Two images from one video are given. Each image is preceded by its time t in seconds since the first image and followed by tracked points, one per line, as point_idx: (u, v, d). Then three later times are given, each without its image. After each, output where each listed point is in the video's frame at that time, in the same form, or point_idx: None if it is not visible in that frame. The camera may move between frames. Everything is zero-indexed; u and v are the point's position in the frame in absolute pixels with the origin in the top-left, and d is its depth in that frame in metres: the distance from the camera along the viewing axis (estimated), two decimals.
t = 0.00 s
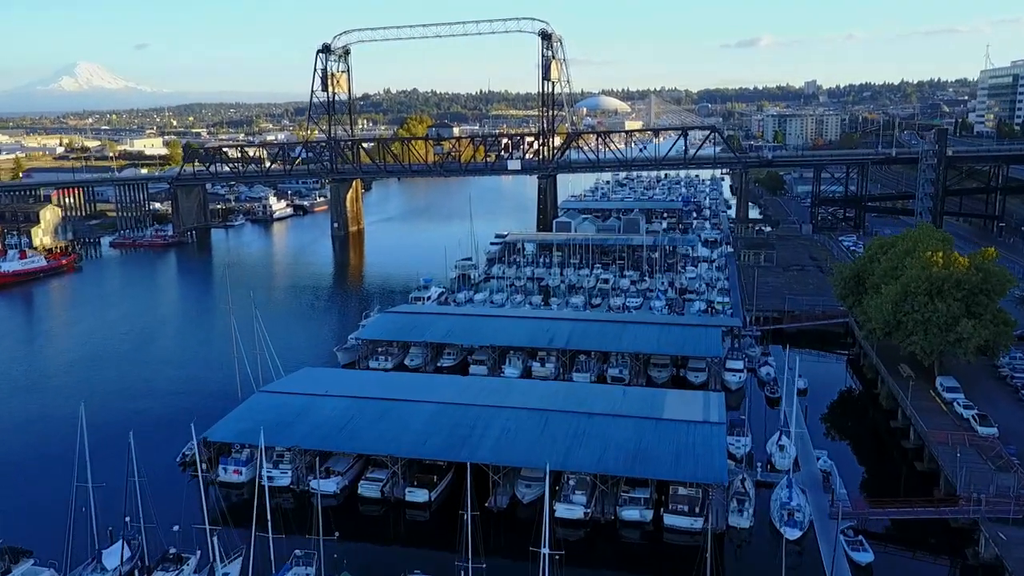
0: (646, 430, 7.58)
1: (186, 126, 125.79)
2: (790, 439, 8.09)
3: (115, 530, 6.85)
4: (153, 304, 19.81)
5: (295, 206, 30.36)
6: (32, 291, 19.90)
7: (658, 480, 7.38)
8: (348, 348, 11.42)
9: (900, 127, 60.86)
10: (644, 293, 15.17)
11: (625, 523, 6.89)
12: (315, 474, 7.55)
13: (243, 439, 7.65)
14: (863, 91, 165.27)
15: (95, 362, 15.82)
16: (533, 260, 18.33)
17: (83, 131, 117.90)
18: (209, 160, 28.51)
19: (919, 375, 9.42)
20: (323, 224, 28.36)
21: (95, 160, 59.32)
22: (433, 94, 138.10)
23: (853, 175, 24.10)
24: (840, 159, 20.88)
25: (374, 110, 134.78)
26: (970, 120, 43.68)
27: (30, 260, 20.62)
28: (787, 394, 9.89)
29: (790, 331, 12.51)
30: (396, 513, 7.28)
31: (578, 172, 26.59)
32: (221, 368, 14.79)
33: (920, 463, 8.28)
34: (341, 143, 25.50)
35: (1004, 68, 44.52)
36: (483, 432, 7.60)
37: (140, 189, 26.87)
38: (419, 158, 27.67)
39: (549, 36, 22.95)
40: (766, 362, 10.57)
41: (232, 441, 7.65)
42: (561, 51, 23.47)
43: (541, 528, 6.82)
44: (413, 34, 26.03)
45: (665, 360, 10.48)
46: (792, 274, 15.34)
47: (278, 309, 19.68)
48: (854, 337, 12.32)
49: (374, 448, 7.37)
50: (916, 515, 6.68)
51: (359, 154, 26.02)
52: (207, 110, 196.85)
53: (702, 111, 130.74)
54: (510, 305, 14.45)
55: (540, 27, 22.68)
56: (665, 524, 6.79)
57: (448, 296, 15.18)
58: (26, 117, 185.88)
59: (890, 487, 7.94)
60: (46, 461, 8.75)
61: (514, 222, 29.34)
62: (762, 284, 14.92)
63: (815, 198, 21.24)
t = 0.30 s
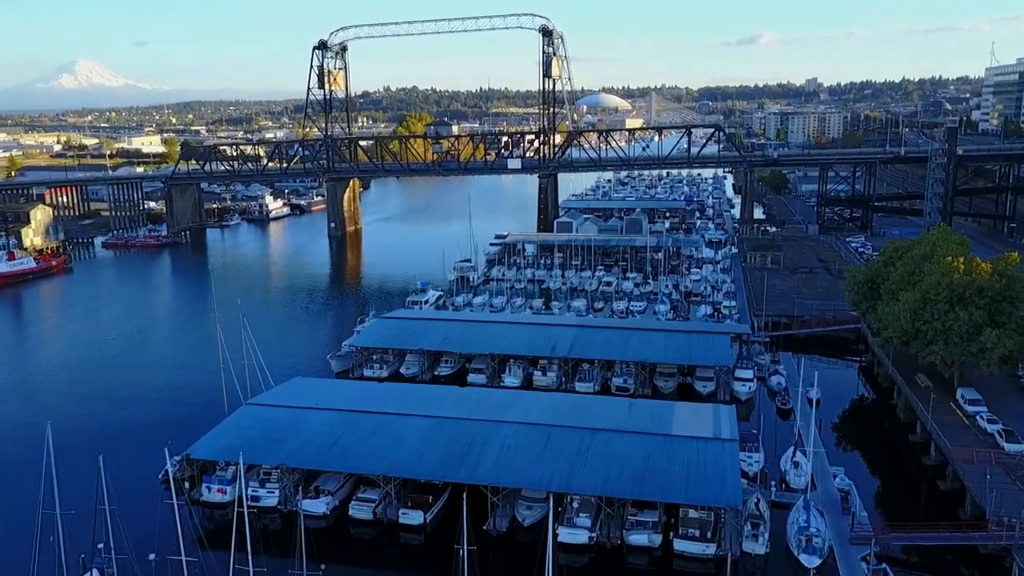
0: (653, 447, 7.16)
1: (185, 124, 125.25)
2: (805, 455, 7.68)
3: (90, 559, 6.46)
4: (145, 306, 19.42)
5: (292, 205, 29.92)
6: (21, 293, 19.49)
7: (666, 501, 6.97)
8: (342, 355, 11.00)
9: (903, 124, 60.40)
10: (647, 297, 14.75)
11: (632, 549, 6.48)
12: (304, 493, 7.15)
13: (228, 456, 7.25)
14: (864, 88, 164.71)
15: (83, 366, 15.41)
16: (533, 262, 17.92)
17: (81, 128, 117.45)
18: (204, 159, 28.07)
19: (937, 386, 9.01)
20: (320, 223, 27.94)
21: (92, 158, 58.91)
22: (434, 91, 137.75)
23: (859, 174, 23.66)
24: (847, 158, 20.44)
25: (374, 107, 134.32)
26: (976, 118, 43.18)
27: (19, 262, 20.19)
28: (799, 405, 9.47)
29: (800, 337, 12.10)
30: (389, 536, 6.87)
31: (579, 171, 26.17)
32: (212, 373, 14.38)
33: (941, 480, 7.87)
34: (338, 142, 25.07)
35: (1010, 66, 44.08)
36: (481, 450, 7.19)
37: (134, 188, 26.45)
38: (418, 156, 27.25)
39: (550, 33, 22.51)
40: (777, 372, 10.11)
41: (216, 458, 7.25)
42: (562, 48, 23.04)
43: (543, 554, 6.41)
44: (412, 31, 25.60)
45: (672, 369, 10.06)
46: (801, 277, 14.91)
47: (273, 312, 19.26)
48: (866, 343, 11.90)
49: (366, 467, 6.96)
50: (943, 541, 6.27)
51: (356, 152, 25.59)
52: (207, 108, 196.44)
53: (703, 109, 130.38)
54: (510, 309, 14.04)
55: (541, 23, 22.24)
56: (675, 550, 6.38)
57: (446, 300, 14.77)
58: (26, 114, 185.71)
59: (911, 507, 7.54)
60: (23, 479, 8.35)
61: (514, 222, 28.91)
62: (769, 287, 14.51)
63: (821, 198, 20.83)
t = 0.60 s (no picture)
0: (661, 465, 6.78)
1: (184, 122, 124.60)
2: (821, 473, 7.30)
3: None
4: (139, 308, 19.03)
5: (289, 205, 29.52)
6: (10, 295, 19.08)
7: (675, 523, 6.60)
8: (335, 362, 10.60)
9: (906, 122, 59.94)
10: (651, 300, 14.37)
11: None
12: (292, 514, 6.78)
13: (212, 475, 6.87)
14: (865, 86, 164.18)
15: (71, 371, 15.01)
16: (534, 263, 17.52)
17: (80, 125, 117.06)
18: (199, 158, 27.66)
19: (956, 398, 8.63)
20: (317, 223, 27.53)
21: (89, 156, 58.50)
22: (433, 89, 137.36)
23: (865, 174, 23.26)
24: (854, 157, 20.03)
25: (373, 105, 133.90)
26: (983, 116, 42.70)
27: (7, 263, 19.75)
28: (812, 416, 9.08)
29: (810, 344, 11.71)
30: (381, 560, 6.50)
31: (580, 170, 25.77)
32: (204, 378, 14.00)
33: (964, 499, 7.50)
34: (335, 140, 24.65)
35: (1016, 63, 43.62)
36: (479, 468, 6.81)
37: (127, 188, 26.04)
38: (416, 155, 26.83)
39: (551, 29, 22.11)
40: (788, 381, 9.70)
41: (199, 477, 6.87)
42: (563, 44, 22.63)
43: None
44: (410, 28, 25.18)
45: (678, 378, 9.66)
46: (808, 280, 14.51)
47: (269, 314, 18.87)
48: (878, 350, 11.50)
49: (357, 487, 6.58)
50: (973, 569, 5.89)
51: (354, 151, 25.18)
52: (206, 106, 196.23)
53: (704, 106, 129.90)
54: (510, 314, 13.64)
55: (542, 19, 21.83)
56: None
57: (444, 303, 14.36)
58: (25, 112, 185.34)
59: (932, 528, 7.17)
60: None
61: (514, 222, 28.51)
62: (776, 290, 14.11)
63: (827, 198, 20.42)
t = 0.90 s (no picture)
0: (669, 485, 6.43)
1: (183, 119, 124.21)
2: (837, 492, 6.94)
3: None
4: (132, 309, 18.66)
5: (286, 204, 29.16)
6: None
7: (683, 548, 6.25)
8: (329, 371, 10.23)
9: (909, 120, 59.52)
10: (655, 304, 14.02)
11: None
12: (279, 537, 6.44)
13: (195, 496, 6.52)
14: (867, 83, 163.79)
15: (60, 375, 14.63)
16: (534, 265, 17.17)
17: (78, 123, 116.62)
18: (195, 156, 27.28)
19: (977, 410, 8.27)
20: (314, 223, 27.16)
21: (86, 154, 58.06)
22: (433, 86, 136.84)
23: (871, 174, 22.89)
24: (861, 156, 19.64)
25: (373, 102, 133.37)
26: (991, 113, 42.24)
27: None
28: (824, 429, 8.73)
29: (819, 350, 11.34)
30: None
31: (581, 169, 25.39)
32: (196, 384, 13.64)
33: (988, 519, 7.14)
34: (332, 138, 24.25)
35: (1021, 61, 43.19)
36: (477, 489, 6.46)
37: (122, 187, 25.67)
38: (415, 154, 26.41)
39: (551, 26, 21.72)
40: (798, 392, 9.33)
41: (182, 498, 6.52)
42: (565, 41, 22.23)
43: None
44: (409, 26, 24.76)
45: (685, 388, 9.29)
46: (816, 283, 14.14)
47: (264, 316, 18.50)
48: (891, 358, 11.14)
49: (348, 510, 6.23)
50: None
51: (351, 150, 24.78)
52: (205, 103, 195.75)
53: (704, 104, 129.41)
54: (511, 319, 13.27)
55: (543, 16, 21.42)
56: None
57: (442, 307, 13.98)
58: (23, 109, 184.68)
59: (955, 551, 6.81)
60: None
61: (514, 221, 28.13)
62: (783, 293, 13.75)
63: (834, 198, 20.04)
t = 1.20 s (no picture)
0: (677, 508, 6.09)
1: (182, 117, 123.55)
2: (853, 515, 6.61)
3: None
4: (124, 312, 18.31)
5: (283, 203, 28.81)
6: None
7: None
8: (322, 380, 9.89)
9: (912, 119, 59.13)
10: (658, 309, 13.70)
11: None
12: (266, 563, 6.12)
13: (177, 519, 6.19)
14: (868, 80, 163.06)
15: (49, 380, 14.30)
16: (535, 268, 16.83)
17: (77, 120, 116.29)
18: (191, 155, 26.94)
19: (997, 425, 7.93)
20: (312, 223, 26.82)
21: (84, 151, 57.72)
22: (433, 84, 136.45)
23: (877, 174, 22.53)
24: (868, 156, 19.26)
25: (372, 100, 132.91)
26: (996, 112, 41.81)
27: None
28: (837, 443, 8.38)
29: (828, 357, 11.01)
30: None
31: (582, 168, 25.04)
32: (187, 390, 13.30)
33: (1012, 542, 6.80)
34: (330, 137, 23.87)
35: None
36: (475, 512, 6.12)
37: (116, 187, 25.35)
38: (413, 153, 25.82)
39: (552, 24, 21.34)
40: (809, 403, 8.99)
41: (163, 521, 6.19)
42: (565, 38, 21.86)
43: None
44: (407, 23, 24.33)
45: (691, 400, 8.95)
46: (824, 288, 13.78)
47: (260, 319, 18.16)
48: (903, 366, 10.80)
49: (338, 536, 5.89)
50: None
51: (349, 149, 24.41)
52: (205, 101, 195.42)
53: (705, 102, 129.01)
54: (511, 324, 12.89)
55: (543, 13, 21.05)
56: None
57: (440, 312, 13.58)
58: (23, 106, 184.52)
59: None
60: None
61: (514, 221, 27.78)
62: (790, 298, 13.42)
63: (840, 199, 19.68)
